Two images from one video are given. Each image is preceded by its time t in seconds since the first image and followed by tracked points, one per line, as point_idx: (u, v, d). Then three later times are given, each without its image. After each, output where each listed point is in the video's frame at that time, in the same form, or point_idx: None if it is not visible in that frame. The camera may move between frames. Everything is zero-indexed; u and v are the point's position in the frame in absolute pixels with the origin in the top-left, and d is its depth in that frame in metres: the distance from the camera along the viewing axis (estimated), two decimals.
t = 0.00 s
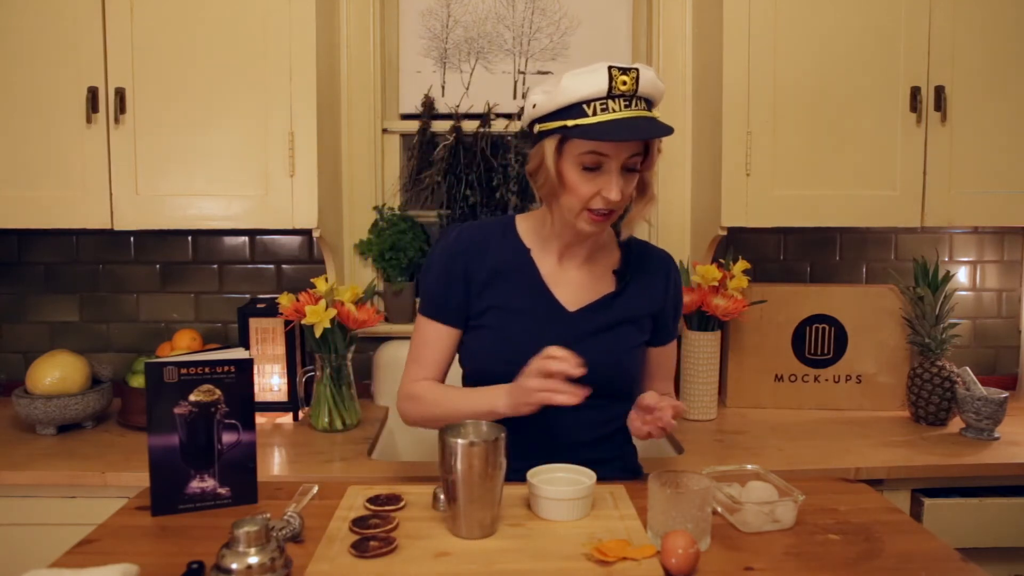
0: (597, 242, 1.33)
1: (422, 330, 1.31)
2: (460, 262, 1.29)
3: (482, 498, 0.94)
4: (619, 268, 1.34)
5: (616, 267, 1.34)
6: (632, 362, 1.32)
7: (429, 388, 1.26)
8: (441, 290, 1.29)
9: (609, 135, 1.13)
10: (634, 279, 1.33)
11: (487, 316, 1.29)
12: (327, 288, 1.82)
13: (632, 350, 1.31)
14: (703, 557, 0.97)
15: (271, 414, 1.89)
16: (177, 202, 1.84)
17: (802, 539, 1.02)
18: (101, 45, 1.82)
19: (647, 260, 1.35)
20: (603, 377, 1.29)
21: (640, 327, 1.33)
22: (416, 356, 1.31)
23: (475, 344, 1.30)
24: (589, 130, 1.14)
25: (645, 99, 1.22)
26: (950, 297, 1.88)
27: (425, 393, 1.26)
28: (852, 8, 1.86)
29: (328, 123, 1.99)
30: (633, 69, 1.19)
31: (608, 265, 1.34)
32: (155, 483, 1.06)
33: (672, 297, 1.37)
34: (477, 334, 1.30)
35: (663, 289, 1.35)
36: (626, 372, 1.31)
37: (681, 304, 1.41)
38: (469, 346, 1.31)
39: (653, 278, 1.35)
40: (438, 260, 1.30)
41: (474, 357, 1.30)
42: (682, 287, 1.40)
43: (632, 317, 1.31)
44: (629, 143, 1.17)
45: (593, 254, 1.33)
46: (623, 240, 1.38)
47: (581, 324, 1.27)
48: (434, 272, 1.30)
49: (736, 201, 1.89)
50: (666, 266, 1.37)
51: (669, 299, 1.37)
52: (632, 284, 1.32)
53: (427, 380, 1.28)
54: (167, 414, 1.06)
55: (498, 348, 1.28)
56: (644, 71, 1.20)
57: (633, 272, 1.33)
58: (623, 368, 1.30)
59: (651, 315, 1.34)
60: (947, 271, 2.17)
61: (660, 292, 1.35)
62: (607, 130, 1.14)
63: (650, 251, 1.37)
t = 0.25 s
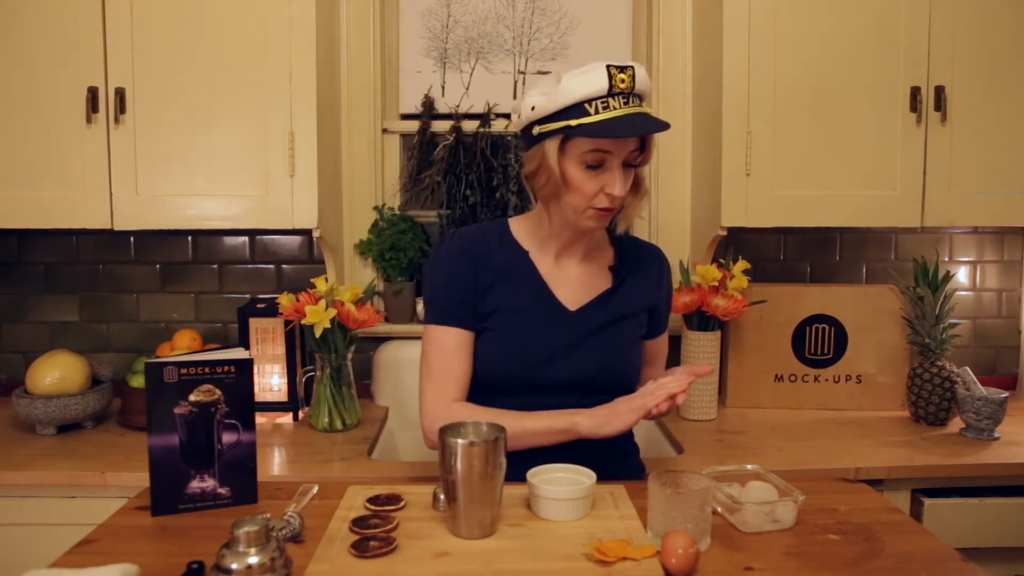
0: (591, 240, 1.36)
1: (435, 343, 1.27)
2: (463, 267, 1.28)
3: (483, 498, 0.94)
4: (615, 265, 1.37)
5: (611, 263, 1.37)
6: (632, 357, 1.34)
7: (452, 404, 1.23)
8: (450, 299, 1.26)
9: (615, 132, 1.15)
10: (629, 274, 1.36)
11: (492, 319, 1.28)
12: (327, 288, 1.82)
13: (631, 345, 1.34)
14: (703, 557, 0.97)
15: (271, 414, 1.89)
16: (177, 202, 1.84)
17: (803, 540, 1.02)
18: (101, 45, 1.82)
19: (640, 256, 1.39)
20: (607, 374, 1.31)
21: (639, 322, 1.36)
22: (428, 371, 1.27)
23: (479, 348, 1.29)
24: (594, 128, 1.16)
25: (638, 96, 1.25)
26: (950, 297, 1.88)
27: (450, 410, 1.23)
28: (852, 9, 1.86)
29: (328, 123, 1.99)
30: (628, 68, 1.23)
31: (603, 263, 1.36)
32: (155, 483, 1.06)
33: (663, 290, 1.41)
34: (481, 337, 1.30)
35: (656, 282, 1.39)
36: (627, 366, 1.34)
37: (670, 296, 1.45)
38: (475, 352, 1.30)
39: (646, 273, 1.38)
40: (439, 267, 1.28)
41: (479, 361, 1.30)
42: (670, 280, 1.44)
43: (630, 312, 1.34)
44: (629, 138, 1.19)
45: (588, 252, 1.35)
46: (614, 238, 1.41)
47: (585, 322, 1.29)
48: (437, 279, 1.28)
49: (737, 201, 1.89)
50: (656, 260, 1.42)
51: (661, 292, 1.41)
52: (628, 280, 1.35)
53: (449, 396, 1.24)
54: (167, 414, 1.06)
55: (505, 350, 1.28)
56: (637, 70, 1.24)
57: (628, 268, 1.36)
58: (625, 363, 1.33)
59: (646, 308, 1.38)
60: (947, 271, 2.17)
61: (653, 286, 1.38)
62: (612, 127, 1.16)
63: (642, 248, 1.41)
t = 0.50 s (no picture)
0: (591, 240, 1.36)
1: (441, 339, 1.26)
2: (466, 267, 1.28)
3: (483, 498, 0.95)
4: (614, 265, 1.38)
5: (609, 263, 1.38)
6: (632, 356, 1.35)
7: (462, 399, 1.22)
8: (457, 296, 1.26)
9: (631, 131, 1.16)
10: (628, 273, 1.38)
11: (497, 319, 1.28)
12: (327, 288, 1.82)
13: (632, 343, 1.35)
14: (703, 557, 0.97)
15: (271, 414, 1.89)
16: (177, 202, 1.84)
17: (802, 539, 1.02)
18: (101, 45, 1.82)
19: (638, 256, 1.41)
20: (610, 373, 1.32)
21: (638, 321, 1.37)
22: (435, 368, 1.26)
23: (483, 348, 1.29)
24: (610, 127, 1.16)
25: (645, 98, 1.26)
26: (950, 297, 1.88)
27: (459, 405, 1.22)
28: (852, 9, 1.86)
29: (327, 123, 1.99)
30: (638, 69, 1.23)
31: (601, 262, 1.38)
32: (155, 483, 1.06)
33: (657, 289, 1.44)
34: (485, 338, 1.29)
35: (652, 281, 1.42)
36: (628, 365, 1.35)
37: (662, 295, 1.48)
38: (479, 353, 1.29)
39: (643, 272, 1.40)
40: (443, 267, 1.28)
41: (482, 361, 1.29)
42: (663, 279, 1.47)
43: (630, 310, 1.35)
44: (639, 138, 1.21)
45: (589, 252, 1.36)
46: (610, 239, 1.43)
47: (588, 321, 1.29)
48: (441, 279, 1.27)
49: (737, 201, 1.89)
50: (652, 260, 1.44)
51: (656, 290, 1.43)
52: (627, 280, 1.37)
53: (457, 392, 1.23)
54: (167, 414, 1.06)
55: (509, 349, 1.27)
56: (647, 72, 1.25)
57: (626, 267, 1.38)
58: (626, 361, 1.34)
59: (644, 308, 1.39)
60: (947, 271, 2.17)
61: (649, 285, 1.40)
62: (626, 127, 1.16)
63: (639, 248, 1.43)
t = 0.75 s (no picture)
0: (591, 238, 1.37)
1: (480, 311, 1.17)
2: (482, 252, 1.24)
3: (483, 498, 0.95)
4: (614, 263, 1.39)
5: (608, 261, 1.39)
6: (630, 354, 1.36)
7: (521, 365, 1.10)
8: (479, 271, 1.20)
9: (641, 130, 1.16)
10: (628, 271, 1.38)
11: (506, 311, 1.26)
12: (327, 288, 1.82)
13: (631, 342, 1.36)
14: (703, 557, 0.97)
15: (271, 414, 1.89)
16: (177, 202, 1.84)
17: (803, 539, 1.02)
18: (100, 45, 1.82)
19: (636, 257, 1.42)
20: (608, 370, 1.33)
21: (637, 319, 1.38)
22: (480, 344, 1.16)
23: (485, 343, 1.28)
24: (621, 125, 1.16)
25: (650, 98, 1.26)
26: (950, 297, 1.88)
27: (518, 373, 1.10)
28: (852, 9, 1.86)
29: (327, 123, 1.99)
30: (646, 71, 1.23)
31: (601, 260, 1.38)
32: (155, 483, 1.06)
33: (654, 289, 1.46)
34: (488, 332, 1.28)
35: (650, 281, 1.43)
36: (626, 363, 1.36)
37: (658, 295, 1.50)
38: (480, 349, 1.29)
39: (642, 271, 1.41)
40: (457, 252, 1.24)
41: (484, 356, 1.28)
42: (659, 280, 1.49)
43: (631, 309, 1.36)
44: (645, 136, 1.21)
45: (589, 248, 1.37)
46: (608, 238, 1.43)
47: (589, 319, 1.30)
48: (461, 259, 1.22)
49: (737, 201, 1.89)
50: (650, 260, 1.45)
51: (653, 290, 1.45)
52: (628, 278, 1.37)
53: (513, 360, 1.11)
54: (167, 414, 1.06)
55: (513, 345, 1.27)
56: (653, 74, 1.25)
57: (625, 265, 1.39)
58: (624, 360, 1.35)
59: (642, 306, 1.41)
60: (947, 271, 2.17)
61: (647, 284, 1.42)
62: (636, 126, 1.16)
63: (637, 250, 1.44)
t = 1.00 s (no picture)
0: (591, 237, 1.37)
1: (486, 299, 1.15)
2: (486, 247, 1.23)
3: (483, 497, 0.95)
4: (616, 262, 1.39)
5: (610, 260, 1.39)
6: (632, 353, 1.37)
7: (527, 353, 1.08)
8: (481, 264, 1.19)
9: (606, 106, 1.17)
10: (630, 270, 1.39)
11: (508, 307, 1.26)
12: (327, 288, 1.82)
13: (633, 340, 1.36)
14: (703, 557, 0.97)
15: (271, 414, 1.89)
16: (177, 202, 1.84)
17: (803, 539, 1.02)
18: (100, 45, 1.82)
19: (638, 257, 1.42)
20: (610, 368, 1.33)
21: (639, 318, 1.38)
22: (484, 333, 1.14)
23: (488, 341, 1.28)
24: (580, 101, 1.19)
25: (642, 92, 1.22)
26: (950, 297, 1.88)
27: (524, 359, 1.08)
28: (851, 9, 1.86)
29: (327, 123, 1.99)
30: (628, 59, 1.21)
31: (603, 258, 1.39)
32: (155, 483, 1.06)
33: (657, 289, 1.46)
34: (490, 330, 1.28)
35: (652, 281, 1.43)
36: (628, 361, 1.36)
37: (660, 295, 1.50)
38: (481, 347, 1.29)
39: (644, 271, 1.42)
40: (460, 246, 1.23)
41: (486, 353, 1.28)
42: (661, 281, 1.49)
43: (634, 307, 1.36)
44: (615, 117, 1.21)
45: (590, 248, 1.37)
46: (611, 237, 1.44)
47: (592, 317, 1.30)
48: (464, 252, 1.21)
49: (737, 201, 1.89)
50: (653, 259, 1.45)
51: (655, 290, 1.45)
52: (630, 276, 1.37)
53: (519, 343, 1.10)
54: (167, 414, 1.05)
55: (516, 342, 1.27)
56: (639, 64, 1.21)
57: (628, 264, 1.39)
58: (626, 358, 1.35)
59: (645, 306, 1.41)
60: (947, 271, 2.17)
61: (649, 283, 1.42)
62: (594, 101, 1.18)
63: (639, 250, 1.44)
